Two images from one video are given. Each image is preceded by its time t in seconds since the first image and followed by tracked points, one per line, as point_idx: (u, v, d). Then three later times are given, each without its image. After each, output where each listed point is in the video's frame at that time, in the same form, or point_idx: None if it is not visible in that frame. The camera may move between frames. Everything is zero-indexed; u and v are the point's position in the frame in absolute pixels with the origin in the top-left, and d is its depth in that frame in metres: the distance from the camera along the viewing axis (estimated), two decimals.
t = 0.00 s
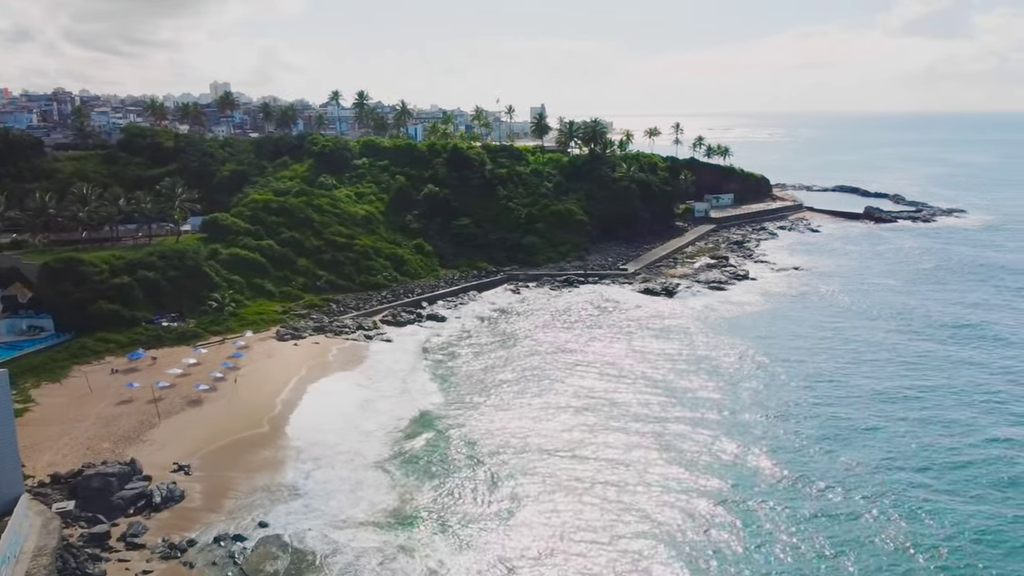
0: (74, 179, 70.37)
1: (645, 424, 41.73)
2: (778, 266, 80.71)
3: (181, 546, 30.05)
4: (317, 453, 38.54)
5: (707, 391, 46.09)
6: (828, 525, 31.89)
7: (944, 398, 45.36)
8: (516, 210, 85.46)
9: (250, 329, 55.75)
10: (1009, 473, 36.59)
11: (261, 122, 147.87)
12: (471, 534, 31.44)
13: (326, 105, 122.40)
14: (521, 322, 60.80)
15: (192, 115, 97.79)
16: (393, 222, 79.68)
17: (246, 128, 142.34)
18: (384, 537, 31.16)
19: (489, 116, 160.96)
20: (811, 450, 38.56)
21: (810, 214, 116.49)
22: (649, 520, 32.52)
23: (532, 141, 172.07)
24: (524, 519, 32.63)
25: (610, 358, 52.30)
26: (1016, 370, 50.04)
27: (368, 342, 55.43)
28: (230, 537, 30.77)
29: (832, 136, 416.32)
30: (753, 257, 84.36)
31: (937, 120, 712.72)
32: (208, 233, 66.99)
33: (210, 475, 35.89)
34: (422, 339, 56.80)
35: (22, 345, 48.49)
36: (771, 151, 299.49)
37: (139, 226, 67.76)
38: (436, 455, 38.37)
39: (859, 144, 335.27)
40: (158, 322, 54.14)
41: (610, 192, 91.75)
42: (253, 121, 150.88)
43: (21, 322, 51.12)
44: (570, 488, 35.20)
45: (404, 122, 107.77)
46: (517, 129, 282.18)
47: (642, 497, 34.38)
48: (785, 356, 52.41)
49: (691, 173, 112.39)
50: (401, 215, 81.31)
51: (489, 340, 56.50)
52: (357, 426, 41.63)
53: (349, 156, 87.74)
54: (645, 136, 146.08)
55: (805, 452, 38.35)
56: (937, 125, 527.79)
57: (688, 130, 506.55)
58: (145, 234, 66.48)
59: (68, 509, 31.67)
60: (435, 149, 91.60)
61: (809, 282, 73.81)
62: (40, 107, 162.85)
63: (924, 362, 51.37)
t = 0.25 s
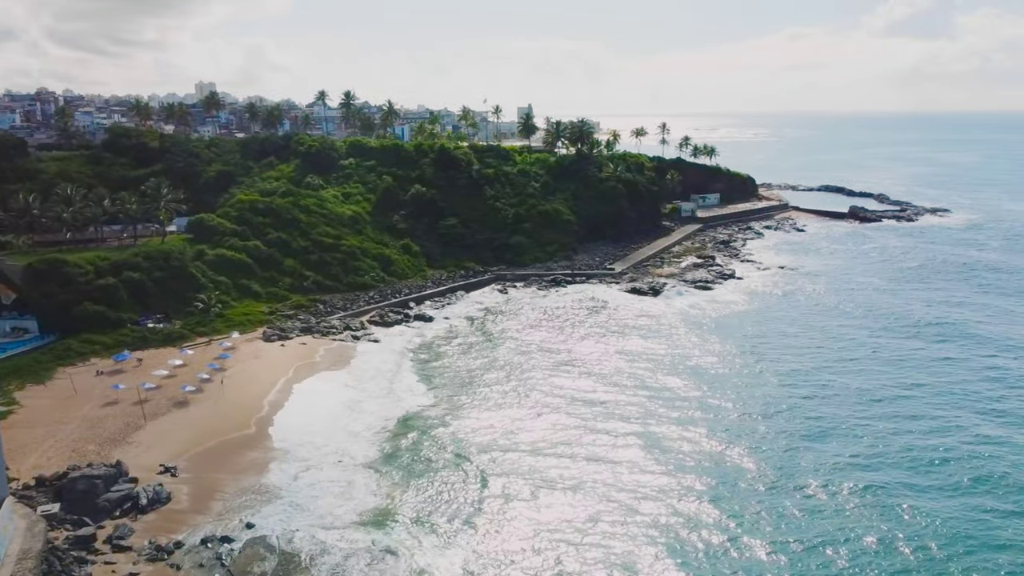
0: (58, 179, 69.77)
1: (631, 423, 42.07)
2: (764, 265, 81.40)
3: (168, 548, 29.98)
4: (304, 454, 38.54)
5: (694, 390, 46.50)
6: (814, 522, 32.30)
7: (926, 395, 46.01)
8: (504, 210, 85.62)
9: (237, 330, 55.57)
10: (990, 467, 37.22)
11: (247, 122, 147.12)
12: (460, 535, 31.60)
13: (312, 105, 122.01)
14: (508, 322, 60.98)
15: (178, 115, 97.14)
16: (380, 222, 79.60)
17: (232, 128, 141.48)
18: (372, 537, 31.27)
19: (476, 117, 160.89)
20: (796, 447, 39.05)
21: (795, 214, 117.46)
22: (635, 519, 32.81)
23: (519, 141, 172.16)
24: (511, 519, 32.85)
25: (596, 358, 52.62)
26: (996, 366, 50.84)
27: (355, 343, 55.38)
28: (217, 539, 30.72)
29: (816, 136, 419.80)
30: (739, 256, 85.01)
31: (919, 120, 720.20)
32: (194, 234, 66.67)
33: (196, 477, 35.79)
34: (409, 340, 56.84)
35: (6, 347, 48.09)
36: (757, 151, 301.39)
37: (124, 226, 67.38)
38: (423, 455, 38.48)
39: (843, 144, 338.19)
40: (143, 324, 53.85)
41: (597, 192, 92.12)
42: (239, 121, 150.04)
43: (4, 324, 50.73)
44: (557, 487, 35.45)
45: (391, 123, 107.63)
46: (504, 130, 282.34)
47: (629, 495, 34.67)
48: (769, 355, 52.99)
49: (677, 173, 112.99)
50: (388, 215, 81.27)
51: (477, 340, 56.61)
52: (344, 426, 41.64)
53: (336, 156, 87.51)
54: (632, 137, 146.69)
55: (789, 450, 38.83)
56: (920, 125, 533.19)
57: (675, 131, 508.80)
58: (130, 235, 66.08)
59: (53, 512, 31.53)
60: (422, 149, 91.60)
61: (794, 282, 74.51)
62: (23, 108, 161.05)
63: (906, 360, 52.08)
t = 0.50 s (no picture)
0: (42, 180, 69.26)
1: (620, 422, 42.37)
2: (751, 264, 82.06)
3: (155, 549, 29.92)
4: (294, 454, 38.53)
5: (681, 389, 46.90)
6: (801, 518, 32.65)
7: (910, 393, 46.61)
8: (492, 210, 85.79)
9: (224, 331, 55.41)
10: (974, 464, 37.78)
11: (234, 122, 146.40)
12: (450, 534, 31.76)
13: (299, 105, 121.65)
14: (497, 322, 61.14)
15: (164, 115, 96.62)
16: (368, 222, 79.54)
17: (219, 128, 140.75)
18: (361, 537, 31.35)
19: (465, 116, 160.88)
20: (783, 445, 39.47)
21: (782, 214, 118.39)
22: (623, 517, 33.10)
23: (508, 141, 172.31)
24: (500, 518, 33.03)
25: (585, 357, 52.89)
26: (978, 364, 51.59)
27: (344, 343, 55.37)
28: (205, 541, 30.69)
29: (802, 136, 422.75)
30: (726, 255, 85.65)
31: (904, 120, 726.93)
32: (180, 235, 66.38)
33: (184, 478, 35.72)
34: (398, 340, 56.86)
35: None
36: (743, 151, 303.10)
37: (110, 227, 67.04)
38: (412, 455, 38.59)
39: (829, 144, 340.86)
40: (130, 325, 53.61)
41: (585, 192, 92.48)
42: (227, 121, 149.28)
43: None
44: (546, 486, 35.69)
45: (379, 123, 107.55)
46: (492, 130, 282.31)
47: (618, 494, 34.95)
48: (755, 354, 53.49)
49: (665, 173, 113.65)
50: (376, 215, 81.23)
51: (466, 340, 56.75)
52: (333, 427, 41.65)
53: (323, 156, 87.34)
54: (619, 136, 147.23)
55: (776, 447, 39.25)
56: (904, 125, 538.09)
57: (662, 131, 511.02)
58: (116, 236, 65.71)
59: (39, 515, 31.44)
60: (410, 149, 91.61)
61: (780, 281, 75.17)
62: (6, 107, 159.34)
63: (890, 358, 52.74)
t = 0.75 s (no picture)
0: (26, 180, 68.66)
1: (607, 421, 42.71)
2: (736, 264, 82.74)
3: (142, 551, 29.89)
4: (282, 455, 38.51)
5: (667, 388, 47.32)
6: (787, 516, 32.96)
7: (892, 390, 47.28)
8: (479, 210, 85.94)
9: (210, 332, 55.23)
10: (956, 458, 38.34)
11: (220, 122, 145.57)
12: (437, 535, 31.87)
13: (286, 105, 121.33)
14: (485, 322, 61.32)
15: (149, 115, 95.97)
16: (355, 222, 79.45)
17: (204, 128, 139.84)
18: (350, 538, 31.44)
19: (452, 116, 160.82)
20: (767, 442, 39.94)
21: (767, 213, 119.35)
22: (610, 515, 33.43)
23: (496, 142, 172.42)
24: (488, 517, 33.25)
25: (572, 357, 53.21)
26: (959, 361, 52.25)
27: (331, 344, 55.34)
28: (192, 542, 30.67)
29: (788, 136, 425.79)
30: (712, 255, 86.31)
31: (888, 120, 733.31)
32: (166, 235, 66.05)
33: (170, 480, 35.65)
34: (385, 340, 56.88)
35: None
36: (730, 150, 304.83)
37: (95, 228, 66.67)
38: (400, 455, 38.69)
39: (814, 143, 343.67)
40: (115, 326, 53.33)
41: (572, 192, 92.81)
42: (212, 121, 148.39)
43: None
44: (534, 485, 35.97)
45: (366, 123, 107.38)
46: (480, 130, 282.29)
47: (605, 494, 35.19)
48: (740, 353, 54.04)
49: (652, 172, 114.29)
50: (363, 215, 81.13)
51: (454, 340, 56.87)
52: (321, 427, 41.68)
53: (310, 157, 87.12)
54: (606, 136, 147.82)
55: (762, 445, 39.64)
56: (888, 125, 543.05)
57: (649, 131, 513.48)
58: (101, 236, 65.31)
59: (24, 517, 31.35)
60: (397, 149, 91.59)
61: (765, 280, 75.87)
62: None
63: (872, 356, 53.44)
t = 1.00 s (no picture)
0: (9, 181, 68.01)
1: (594, 420, 42.98)
2: (722, 263, 83.36)
3: (128, 553, 29.80)
4: (269, 456, 38.45)
5: (654, 387, 47.67)
6: (773, 514, 33.32)
7: (875, 387, 47.90)
8: (466, 210, 86.03)
9: (197, 333, 55.00)
10: (938, 455, 38.90)
11: (206, 123, 144.69)
12: (425, 535, 31.95)
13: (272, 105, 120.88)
14: (472, 322, 61.42)
15: (133, 115, 95.27)
16: (342, 222, 79.30)
17: (189, 128, 138.90)
18: (337, 538, 31.48)
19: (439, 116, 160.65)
20: (753, 441, 40.34)
21: (753, 212, 120.21)
22: (597, 513, 33.68)
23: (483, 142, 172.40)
24: (476, 517, 33.41)
25: (559, 356, 53.45)
26: (941, 359, 52.94)
27: (318, 344, 55.24)
28: (178, 544, 30.61)
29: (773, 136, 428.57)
30: (699, 254, 86.90)
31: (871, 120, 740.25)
32: (151, 236, 65.66)
33: (157, 481, 35.53)
34: (373, 341, 56.85)
35: None
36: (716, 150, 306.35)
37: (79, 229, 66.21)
38: (388, 456, 38.74)
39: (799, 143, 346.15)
40: (100, 327, 52.98)
41: (559, 192, 93.09)
42: (198, 121, 147.41)
43: None
44: (522, 485, 36.17)
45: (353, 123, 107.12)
46: (467, 130, 282.10)
47: (594, 493, 35.41)
48: (726, 351, 54.50)
49: (638, 172, 114.84)
50: (350, 215, 80.98)
51: (441, 340, 56.94)
52: (308, 428, 41.63)
53: (296, 157, 86.85)
54: (593, 136, 148.33)
55: (748, 443, 40.05)
56: (872, 125, 548.18)
57: (636, 131, 515.12)
58: (86, 237, 64.84)
59: (8, 520, 31.19)
60: (384, 149, 91.51)
61: (751, 279, 76.51)
62: None
63: (856, 354, 54.06)
